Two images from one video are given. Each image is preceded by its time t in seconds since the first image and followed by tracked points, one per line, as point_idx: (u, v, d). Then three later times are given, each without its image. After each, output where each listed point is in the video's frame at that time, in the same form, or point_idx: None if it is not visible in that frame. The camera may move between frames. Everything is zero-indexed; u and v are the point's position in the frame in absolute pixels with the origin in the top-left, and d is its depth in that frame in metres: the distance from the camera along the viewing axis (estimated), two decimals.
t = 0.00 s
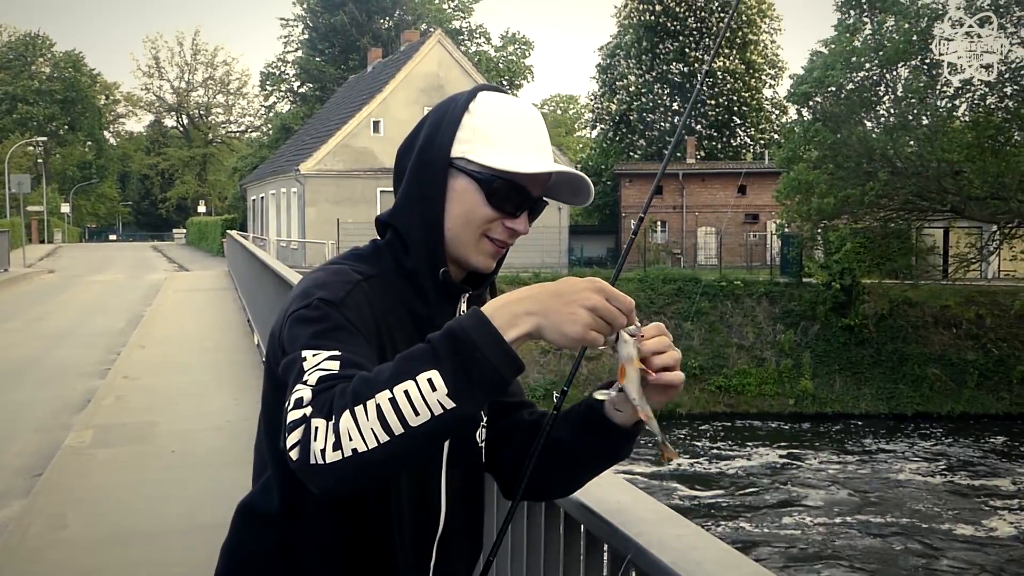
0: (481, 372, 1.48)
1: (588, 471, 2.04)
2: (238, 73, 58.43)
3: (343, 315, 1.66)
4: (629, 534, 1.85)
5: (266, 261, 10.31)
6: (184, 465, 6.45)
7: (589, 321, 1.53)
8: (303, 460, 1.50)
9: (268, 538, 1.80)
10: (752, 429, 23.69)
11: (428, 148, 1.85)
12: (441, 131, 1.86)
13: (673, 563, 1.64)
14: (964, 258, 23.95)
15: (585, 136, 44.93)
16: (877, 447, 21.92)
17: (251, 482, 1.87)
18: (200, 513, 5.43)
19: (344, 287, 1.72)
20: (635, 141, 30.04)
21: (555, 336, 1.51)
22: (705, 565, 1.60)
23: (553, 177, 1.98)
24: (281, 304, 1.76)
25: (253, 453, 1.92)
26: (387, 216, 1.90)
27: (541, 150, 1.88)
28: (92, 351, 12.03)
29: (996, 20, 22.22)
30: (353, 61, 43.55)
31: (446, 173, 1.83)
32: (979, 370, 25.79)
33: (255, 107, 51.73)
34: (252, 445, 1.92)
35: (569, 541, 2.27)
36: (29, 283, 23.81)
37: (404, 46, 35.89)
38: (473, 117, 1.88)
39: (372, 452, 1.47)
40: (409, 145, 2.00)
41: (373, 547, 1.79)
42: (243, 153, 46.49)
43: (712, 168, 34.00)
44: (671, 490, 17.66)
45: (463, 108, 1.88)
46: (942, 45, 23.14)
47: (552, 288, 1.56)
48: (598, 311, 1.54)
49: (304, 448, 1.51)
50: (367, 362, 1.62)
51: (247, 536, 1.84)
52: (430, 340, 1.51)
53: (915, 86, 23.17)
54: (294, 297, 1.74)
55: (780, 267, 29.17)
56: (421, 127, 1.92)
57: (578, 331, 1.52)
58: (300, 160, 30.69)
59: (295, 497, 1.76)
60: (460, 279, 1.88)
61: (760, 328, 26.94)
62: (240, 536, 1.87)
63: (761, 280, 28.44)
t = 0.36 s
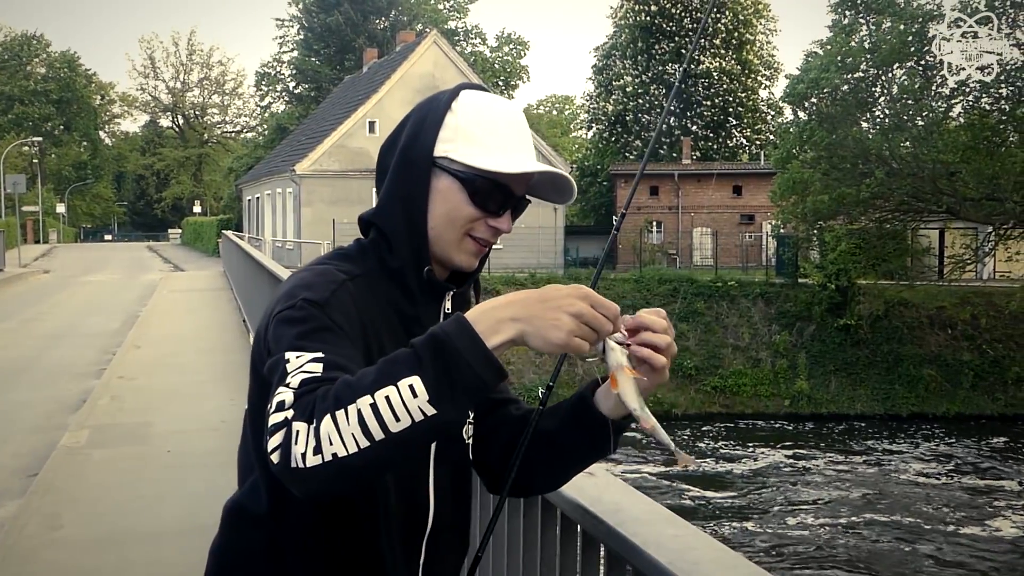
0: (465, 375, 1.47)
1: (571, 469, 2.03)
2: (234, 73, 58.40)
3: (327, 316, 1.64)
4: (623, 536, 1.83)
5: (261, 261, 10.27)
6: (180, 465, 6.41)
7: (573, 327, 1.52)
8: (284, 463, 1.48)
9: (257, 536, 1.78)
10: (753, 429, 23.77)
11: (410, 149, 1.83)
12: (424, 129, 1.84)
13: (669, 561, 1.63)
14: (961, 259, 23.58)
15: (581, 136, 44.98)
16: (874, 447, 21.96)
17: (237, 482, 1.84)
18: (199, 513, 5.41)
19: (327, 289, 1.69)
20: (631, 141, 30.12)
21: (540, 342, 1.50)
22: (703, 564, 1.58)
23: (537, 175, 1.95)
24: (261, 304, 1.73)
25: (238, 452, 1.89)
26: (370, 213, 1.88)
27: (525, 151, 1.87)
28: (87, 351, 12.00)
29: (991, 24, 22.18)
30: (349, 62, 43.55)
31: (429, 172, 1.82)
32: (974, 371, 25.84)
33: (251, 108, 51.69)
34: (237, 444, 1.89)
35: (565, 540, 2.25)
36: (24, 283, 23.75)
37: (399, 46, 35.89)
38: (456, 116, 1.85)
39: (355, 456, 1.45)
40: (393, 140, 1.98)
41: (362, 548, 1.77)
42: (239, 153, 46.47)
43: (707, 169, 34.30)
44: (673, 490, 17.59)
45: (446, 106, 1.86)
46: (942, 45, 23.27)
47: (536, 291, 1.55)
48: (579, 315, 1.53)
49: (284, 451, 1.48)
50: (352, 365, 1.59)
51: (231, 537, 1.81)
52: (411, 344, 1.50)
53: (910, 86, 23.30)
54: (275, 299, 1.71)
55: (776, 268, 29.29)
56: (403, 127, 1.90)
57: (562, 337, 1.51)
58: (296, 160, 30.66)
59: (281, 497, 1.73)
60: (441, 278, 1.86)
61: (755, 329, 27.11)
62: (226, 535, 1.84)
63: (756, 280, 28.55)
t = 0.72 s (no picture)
0: (567, 384, 1.42)
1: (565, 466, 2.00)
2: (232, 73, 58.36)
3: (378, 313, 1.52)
4: (619, 531, 1.82)
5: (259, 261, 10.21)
6: (180, 464, 6.39)
7: (665, 337, 1.48)
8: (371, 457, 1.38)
9: (273, 542, 1.64)
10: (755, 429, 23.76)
11: (432, 142, 1.70)
12: (443, 126, 1.71)
13: (662, 557, 1.64)
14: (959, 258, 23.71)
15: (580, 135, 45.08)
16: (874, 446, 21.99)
17: (242, 486, 1.69)
18: (200, 512, 5.38)
19: (366, 283, 1.57)
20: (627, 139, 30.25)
21: (636, 352, 1.45)
22: (697, 563, 1.56)
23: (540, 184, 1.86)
24: (286, 301, 1.57)
25: (237, 455, 1.72)
26: (382, 211, 1.73)
27: (537, 157, 1.77)
28: (85, 351, 11.98)
29: (988, 23, 22.55)
30: (348, 61, 43.57)
31: (451, 172, 1.70)
32: (973, 370, 25.84)
33: (249, 107, 51.70)
34: (237, 446, 1.72)
35: (564, 539, 2.23)
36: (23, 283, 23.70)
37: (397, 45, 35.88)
38: (475, 115, 1.75)
39: (456, 450, 1.39)
40: (390, 130, 1.82)
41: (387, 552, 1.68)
42: (237, 153, 46.47)
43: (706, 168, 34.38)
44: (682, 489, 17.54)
45: (463, 105, 1.74)
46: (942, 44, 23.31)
47: (628, 299, 1.50)
48: (676, 327, 1.49)
49: (380, 442, 1.38)
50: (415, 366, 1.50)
51: (244, 540, 1.68)
52: (513, 343, 1.44)
53: (908, 85, 23.36)
54: (300, 296, 1.55)
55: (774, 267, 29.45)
56: (412, 121, 1.74)
57: (655, 346, 1.47)
58: (294, 159, 30.61)
59: (305, 501, 1.60)
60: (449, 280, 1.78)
61: (754, 328, 27.39)
62: (235, 539, 1.70)
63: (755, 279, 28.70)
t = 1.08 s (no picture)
0: (739, 444, 1.47)
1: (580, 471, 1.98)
2: (235, 74, 58.46)
3: (503, 339, 1.51)
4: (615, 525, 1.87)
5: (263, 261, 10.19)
6: (183, 465, 6.41)
7: (818, 436, 1.51)
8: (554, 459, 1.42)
9: (353, 555, 1.54)
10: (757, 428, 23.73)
11: (502, 171, 1.59)
12: (511, 152, 1.61)
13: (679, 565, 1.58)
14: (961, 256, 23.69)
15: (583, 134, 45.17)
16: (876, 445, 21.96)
17: (317, 497, 1.58)
18: (202, 513, 5.40)
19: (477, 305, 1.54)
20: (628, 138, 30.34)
21: (790, 440, 1.50)
22: (701, 563, 1.57)
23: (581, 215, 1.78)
24: (398, 315, 1.49)
25: (305, 468, 1.60)
26: (450, 231, 1.61)
27: (584, 187, 1.70)
28: (88, 352, 12.02)
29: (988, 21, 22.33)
30: (351, 61, 43.62)
31: (513, 204, 1.62)
32: (977, 369, 25.68)
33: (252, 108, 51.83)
34: (304, 459, 1.60)
35: (563, 537, 2.23)
36: (26, 284, 23.79)
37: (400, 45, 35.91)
38: (538, 140, 1.66)
39: (650, 472, 1.45)
40: (440, 142, 1.67)
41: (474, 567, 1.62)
42: (240, 154, 46.56)
43: (709, 168, 34.42)
44: (701, 487, 18.04)
45: (528, 132, 1.64)
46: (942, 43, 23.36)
47: (797, 391, 1.53)
48: (832, 420, 1.52)
49: (582, 452, 1.43)
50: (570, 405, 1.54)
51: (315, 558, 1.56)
52: (704, 396, 1.49)
53: (910, 84, 23.31)
54: (418, 315, 1.49)
55: (777, 266, 29.54)
56: (477, 136, 1.62)
57: (805, 440, 1.51)
58: (296, 160, 30.65)
59: (399, 508, 1.52)
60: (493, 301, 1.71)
61: (757, 327, 27.45)
62: (304, 558, 1.58)
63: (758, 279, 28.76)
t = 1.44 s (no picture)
0: (808, 484, 1.65)
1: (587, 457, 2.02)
2: (233, 73, 58.41)
3: (590, 349, 1.68)
4: (604, 516, 1.79)
5: (260, 263, 10.22)
6: (182, 466, 6.42)
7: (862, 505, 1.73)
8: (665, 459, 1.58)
9: (435, 547, 1.64)
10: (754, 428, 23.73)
11: (567, 191, 1.76)
12: (572, 174, 1.78)
13: (667, 560, 1.50)
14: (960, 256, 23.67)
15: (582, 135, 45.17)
16: (873, 443, 21.97)
17: (392, 493, 1.66)
18: (202, 513, 5.41)
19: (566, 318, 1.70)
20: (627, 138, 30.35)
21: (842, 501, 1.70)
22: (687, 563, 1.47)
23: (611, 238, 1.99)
24: (492, 322, 1.63)
25: (379, 464, 1.67)
26: (518, 247, 1.76)
27: (621, 212, 1.89)
28: (86, 352, 12.03)
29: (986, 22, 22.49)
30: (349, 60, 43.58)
31: (569, 225, 1.80)
32: (975, 368, 25.70)
33: (251, 108, 51.81)
34: (380, 456, 1.67)
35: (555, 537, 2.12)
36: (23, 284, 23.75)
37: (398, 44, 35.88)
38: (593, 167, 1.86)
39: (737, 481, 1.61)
40: (501, 160, 1.82)
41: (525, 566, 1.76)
42: (237, 153, 46.53)
43: (707, 167, 34.41)
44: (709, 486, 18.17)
45: (583, 161, 1.82)
46: (942, 44, 23.33)
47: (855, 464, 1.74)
48: (875, 497, 1.74)
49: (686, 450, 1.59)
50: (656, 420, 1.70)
51: (392, 553, 1.64)
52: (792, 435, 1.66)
53: (908, 84, 23.32)
54: (512, 321, 1.63)
55: (775, 266, 29.55)
56: (540, 156, 1.78)
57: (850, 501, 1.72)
58: (294, 159, 30.59)
59: (476, 501, 1.64)
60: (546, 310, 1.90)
61: (755, 326, 27.40)
62: (383, 556, 1.65)
63: (757, 278, 28.74)
